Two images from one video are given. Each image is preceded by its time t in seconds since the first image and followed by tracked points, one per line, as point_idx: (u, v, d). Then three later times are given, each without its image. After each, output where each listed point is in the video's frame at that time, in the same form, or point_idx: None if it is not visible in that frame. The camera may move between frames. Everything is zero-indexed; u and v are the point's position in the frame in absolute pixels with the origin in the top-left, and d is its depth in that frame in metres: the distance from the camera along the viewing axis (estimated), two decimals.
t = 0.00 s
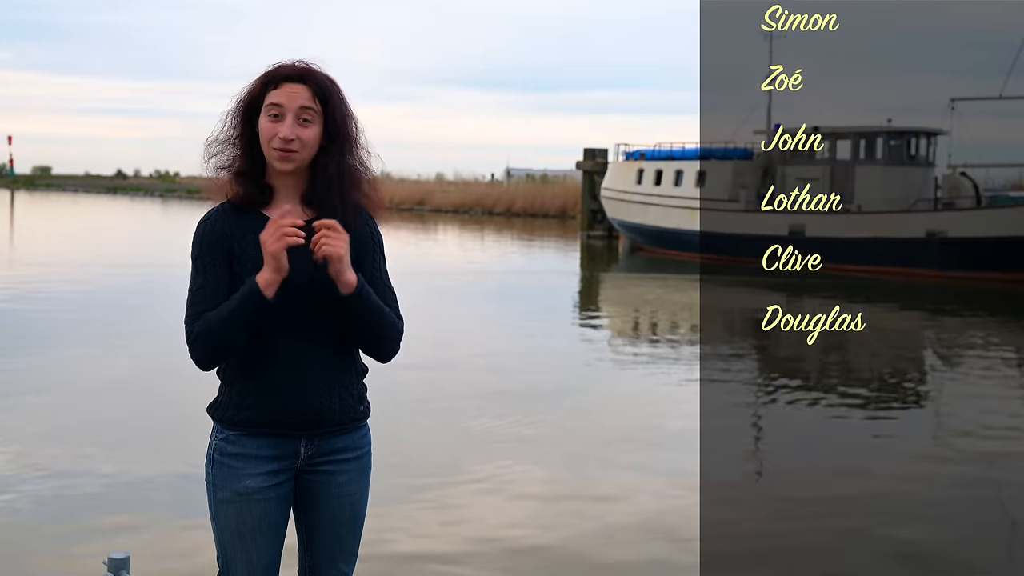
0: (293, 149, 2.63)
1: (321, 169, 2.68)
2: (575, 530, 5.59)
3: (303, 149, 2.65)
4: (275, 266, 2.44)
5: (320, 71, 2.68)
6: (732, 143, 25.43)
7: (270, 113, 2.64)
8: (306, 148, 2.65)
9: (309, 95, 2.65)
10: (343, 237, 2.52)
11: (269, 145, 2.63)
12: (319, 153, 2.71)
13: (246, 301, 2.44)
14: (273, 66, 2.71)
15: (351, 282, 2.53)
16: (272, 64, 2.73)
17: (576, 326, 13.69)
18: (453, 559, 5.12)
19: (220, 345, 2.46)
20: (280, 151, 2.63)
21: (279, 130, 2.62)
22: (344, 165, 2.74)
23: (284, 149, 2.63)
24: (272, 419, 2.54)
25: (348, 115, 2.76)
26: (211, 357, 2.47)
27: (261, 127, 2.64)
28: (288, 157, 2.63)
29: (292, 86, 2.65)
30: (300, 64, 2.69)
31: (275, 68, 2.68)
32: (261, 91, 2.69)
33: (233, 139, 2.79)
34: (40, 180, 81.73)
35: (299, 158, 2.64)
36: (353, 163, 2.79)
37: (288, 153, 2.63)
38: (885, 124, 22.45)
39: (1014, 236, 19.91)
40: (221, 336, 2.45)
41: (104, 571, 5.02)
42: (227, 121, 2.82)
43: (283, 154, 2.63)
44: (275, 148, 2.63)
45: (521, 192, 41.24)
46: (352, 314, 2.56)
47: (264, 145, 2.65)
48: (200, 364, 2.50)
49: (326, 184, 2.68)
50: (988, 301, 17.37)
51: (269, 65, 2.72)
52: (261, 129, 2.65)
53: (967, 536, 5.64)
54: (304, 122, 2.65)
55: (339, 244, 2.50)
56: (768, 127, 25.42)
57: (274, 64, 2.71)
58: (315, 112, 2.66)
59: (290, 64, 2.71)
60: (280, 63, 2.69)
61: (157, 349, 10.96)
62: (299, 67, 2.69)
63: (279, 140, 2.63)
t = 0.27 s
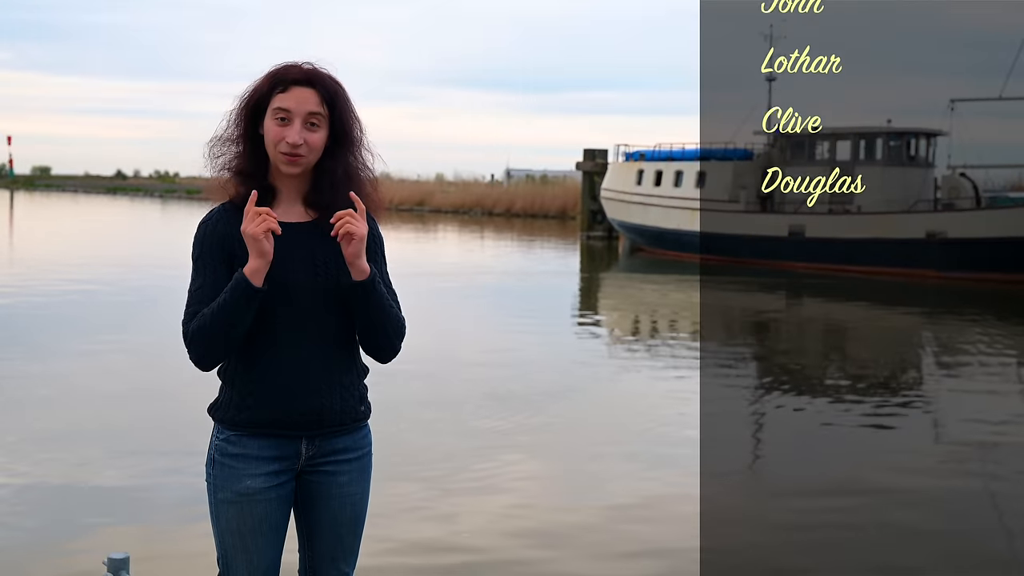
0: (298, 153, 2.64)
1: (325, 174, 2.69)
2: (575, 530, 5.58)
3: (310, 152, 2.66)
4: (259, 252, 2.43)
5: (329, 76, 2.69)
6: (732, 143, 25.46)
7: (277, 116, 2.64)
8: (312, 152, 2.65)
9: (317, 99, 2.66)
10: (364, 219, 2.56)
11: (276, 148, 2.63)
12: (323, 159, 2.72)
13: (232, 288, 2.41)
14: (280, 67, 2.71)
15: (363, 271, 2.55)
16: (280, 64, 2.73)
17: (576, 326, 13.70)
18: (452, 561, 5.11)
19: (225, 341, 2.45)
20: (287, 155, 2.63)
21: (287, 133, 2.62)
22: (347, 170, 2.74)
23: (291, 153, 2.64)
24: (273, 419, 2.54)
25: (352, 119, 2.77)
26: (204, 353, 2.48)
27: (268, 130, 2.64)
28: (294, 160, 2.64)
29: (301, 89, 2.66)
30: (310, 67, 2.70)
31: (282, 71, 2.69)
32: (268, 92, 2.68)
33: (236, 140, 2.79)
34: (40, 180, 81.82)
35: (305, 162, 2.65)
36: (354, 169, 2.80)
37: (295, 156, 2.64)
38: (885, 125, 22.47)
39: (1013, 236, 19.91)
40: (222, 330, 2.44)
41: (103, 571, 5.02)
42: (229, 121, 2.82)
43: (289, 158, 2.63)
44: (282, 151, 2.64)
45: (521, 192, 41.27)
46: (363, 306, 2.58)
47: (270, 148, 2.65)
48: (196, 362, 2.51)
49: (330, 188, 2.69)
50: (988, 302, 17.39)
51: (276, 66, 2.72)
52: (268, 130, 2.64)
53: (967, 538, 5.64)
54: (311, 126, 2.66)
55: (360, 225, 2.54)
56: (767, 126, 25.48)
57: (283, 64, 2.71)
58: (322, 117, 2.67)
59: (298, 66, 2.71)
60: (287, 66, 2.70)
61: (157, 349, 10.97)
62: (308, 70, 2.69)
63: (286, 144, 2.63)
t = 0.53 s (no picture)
0: (304, 153, 2.64)
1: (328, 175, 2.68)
2: (574, 531, 5.58)
3: (315, 152, 2.66)
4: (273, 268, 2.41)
5: (336, 77, 2.70)
6: (732, 144, 25.49)
7: (284, 115, 2.64)
8: (317, 152, 2.66)
9: (324, 99, 2.66)
10: (368, 241, 2.52)
11: (281, 146, 2.63)
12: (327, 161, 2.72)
13: (244, 290, 2.41)
14: (288, 66, 2.72)
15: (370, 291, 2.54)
16: (287, 64, 2.73)
17: (576, 326, 13.70)
18: (452, 560, 5.11)
19: (228, 338, 2.45)
20: (291, 154, 2.63)
21: (292, 132, 2.62)
22: (351, 173, 2.74)
23: (296, 152, 2.63)
24: (273, 420, 2.54)
25: (357, 120, 2.78)
26: (204, 348, 2.48)
27: (273, 127, 2.64)
28: (299, 160, 2.64)
29: (308, 89, 2.66)
30: (317, 68, 2.70)
31: (290, 70, 2.69)
32: (274, 91, 2.68)
33: (240, 137, 2.78)
34: (41, 180, 81.88)
35: (310, 161, 2.65)
36: (358, 172, 2.80)
37: (300, 155, 2.64)
38: (885, 125, 22.50)
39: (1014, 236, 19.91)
40: (222, 329, 2.44)
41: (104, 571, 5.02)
42: (234, 119, 2.82)
43: (294, 158, 2.63)
44: (286, 150, 2.63)
45: (521, 192, 41.27)
46: (367, 311, 2.59)
47: (275, 146, 2.64)
48: (196, 358, 2.51)
49: (334, 189, 2.69)
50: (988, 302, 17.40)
51: (284, 66, 2.72)
52: (273, 128, 2.64)
53: (967, 538, 5.63)
54: (318, 126, 2.66)
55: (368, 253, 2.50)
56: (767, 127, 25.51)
57: (290, 64, 2.71)
58: (329, 117, 2.67)
59: (306, 67, 2.71)
60: (294, 65, 2.70)
61: (157, 349, 10.97)
62: (316, 71, 2.69)
63: (291, 143, 2.63)
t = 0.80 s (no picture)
0: (312, 144, 2.65)
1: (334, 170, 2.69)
2: (573, 531, 5.58)
3: (321, 146, 2.67)
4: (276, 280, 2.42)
5: (344, 74, 2.73)
6: (732, 144, 25.50)
7: (292, 107, 2.66)
8: (324, 146, 2.67)
9: (332, 93, 2.69)
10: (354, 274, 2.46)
11: (288, 136, 2.65)
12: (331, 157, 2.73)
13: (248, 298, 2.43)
14: (295, 63, 2.75)
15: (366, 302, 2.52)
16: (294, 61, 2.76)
17: (576, 326, 13.70)
18: (451, 561, 5.11)
19: (225, 341, 2.44)
20: (299, 146, 2.65)
21: (302, 122, 2.64)
22: (354, 170, 2.76)
23: (304, 144, 2.65)
24: (275, 420, 2.54)
25: (359, 121, 2.80)
26: (200, 350, 2.47)
27: (281, 119, 2.65)
28: (305, 153, 2.65)
29: (317, 83, 2.69)
30: (324, 64, 2.74)
31: (300, 65, 2.71)
32: (282, 85, 2.70)
33: (242, 136, 2.80)
34: (40, 180, 81.94)
35: (316, 155, 2.67)
36: (360, 172, 2.81)
37: (306, 147, 2.66)
38: (885, 125, 22.50)
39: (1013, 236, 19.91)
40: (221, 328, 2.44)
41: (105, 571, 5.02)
42: (237, 118, 2.83)
43: (301, 149, 2.65)
44: (294, 141, 2.65)
45: (521, 192, 41.27)
46: (368, 316, 2.56)
47: (281, 138, 2.66)
48: (188, 360, 2.50)
49: (336, 185, 2.69)
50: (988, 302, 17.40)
51: (291, 62, 2.75)
52: (281, 119, 2.66)
53: (968, 538, 5.63)
54: (325, 120, 2.68)
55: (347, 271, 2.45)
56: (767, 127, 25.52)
57: (298, 61, 2.74)
58: (336, 112, 2.69)
59: (313, 64, 2.75)
60: (303, 61, 2.73)
61: (157, 349, 10.97)
62: (324, 67, 2.73)
63: (300, 133, 2.64)
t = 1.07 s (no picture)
0: (316, 141, 2.66)
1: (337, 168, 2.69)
2: (574, 531, 5.58)
3: (325, 142, 2.67)
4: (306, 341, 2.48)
5: (347, 74, 2.74)
6: (732, 144, 25.52)
7: (297, 104, 2.67)
8: (328, 143, 2.68)
9: (335, 91, 2.70)
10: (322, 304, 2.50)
11: (292, 133, 2.65)
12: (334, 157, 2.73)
13: (255, 332, 2.48)
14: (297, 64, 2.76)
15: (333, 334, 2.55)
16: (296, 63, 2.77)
17: (576, 326, 13.71)
18: (452, 560, 5.11)
19: (219, 365, 2.51)
20: (303, 143, 2.65)
21: (306, 118, 2.65)
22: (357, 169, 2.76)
23: (308, 141, 2.65)
24: (277, 423, 2.53)
25: (361, 121, 2.81)
26: (195, 366, 2.55)
27: (285, 116, 2.66)
28: (310, 150, 2.65)
29: (321, 81, 2.70)
30: (327, 65, 2.75)
31: (303, 63, 2.72)
32: (285, 83, 2.71)
33: (245, 137, 2.80)
34: (41, 180, 81.98)
35: (320, 152, 2.67)
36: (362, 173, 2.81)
37: (311, 144, 2.66)
38: (885, 125, 22.50)
39: (1013, 236, 19.91)
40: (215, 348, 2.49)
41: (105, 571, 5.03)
42: (239, 120, 2.84)
43: (305, 146, 2.65)
44: (298, 138, 2.65)
45: (521, 192, 41.28)
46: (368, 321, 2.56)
47: (286, 135, 2.66)
48: (182, 369, 2.58)
49: (339, 184, 2.69)
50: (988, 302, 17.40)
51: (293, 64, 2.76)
52: (285, 116, 2.66)
53: (968, 537, 5.63)
54: (329, 117, 2.69)
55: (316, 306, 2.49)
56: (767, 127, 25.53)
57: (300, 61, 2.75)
58: (339, 109, 2.70)
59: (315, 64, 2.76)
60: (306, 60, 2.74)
61: (158, 349, 10.98)
62: (327, 66, 2.74)
63: (304, 129, 2.65)
